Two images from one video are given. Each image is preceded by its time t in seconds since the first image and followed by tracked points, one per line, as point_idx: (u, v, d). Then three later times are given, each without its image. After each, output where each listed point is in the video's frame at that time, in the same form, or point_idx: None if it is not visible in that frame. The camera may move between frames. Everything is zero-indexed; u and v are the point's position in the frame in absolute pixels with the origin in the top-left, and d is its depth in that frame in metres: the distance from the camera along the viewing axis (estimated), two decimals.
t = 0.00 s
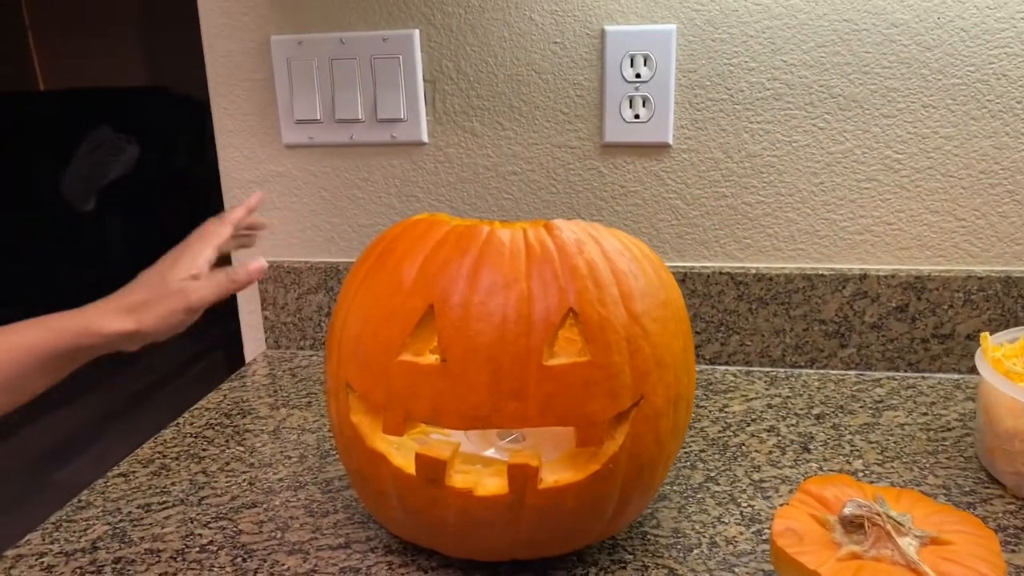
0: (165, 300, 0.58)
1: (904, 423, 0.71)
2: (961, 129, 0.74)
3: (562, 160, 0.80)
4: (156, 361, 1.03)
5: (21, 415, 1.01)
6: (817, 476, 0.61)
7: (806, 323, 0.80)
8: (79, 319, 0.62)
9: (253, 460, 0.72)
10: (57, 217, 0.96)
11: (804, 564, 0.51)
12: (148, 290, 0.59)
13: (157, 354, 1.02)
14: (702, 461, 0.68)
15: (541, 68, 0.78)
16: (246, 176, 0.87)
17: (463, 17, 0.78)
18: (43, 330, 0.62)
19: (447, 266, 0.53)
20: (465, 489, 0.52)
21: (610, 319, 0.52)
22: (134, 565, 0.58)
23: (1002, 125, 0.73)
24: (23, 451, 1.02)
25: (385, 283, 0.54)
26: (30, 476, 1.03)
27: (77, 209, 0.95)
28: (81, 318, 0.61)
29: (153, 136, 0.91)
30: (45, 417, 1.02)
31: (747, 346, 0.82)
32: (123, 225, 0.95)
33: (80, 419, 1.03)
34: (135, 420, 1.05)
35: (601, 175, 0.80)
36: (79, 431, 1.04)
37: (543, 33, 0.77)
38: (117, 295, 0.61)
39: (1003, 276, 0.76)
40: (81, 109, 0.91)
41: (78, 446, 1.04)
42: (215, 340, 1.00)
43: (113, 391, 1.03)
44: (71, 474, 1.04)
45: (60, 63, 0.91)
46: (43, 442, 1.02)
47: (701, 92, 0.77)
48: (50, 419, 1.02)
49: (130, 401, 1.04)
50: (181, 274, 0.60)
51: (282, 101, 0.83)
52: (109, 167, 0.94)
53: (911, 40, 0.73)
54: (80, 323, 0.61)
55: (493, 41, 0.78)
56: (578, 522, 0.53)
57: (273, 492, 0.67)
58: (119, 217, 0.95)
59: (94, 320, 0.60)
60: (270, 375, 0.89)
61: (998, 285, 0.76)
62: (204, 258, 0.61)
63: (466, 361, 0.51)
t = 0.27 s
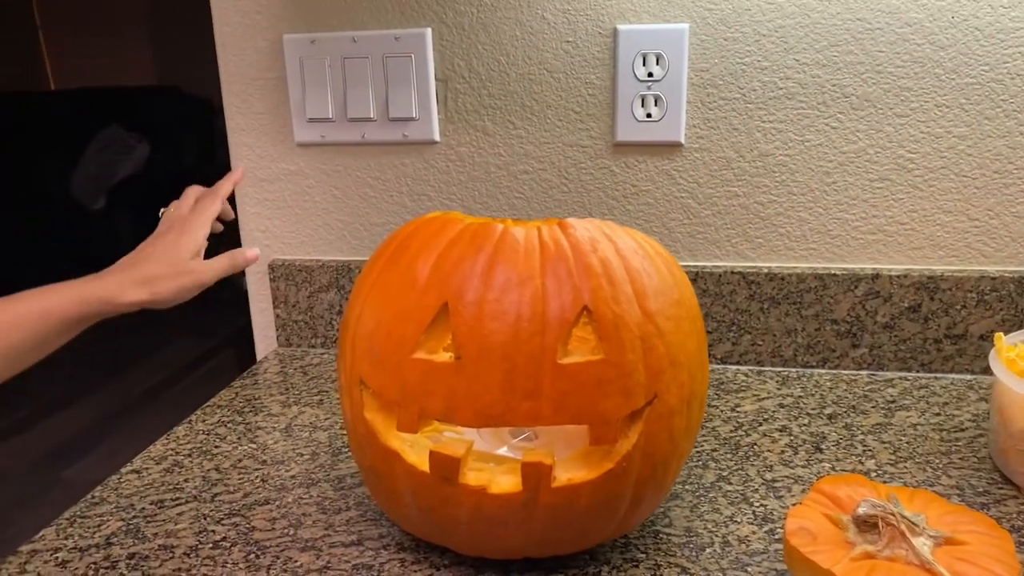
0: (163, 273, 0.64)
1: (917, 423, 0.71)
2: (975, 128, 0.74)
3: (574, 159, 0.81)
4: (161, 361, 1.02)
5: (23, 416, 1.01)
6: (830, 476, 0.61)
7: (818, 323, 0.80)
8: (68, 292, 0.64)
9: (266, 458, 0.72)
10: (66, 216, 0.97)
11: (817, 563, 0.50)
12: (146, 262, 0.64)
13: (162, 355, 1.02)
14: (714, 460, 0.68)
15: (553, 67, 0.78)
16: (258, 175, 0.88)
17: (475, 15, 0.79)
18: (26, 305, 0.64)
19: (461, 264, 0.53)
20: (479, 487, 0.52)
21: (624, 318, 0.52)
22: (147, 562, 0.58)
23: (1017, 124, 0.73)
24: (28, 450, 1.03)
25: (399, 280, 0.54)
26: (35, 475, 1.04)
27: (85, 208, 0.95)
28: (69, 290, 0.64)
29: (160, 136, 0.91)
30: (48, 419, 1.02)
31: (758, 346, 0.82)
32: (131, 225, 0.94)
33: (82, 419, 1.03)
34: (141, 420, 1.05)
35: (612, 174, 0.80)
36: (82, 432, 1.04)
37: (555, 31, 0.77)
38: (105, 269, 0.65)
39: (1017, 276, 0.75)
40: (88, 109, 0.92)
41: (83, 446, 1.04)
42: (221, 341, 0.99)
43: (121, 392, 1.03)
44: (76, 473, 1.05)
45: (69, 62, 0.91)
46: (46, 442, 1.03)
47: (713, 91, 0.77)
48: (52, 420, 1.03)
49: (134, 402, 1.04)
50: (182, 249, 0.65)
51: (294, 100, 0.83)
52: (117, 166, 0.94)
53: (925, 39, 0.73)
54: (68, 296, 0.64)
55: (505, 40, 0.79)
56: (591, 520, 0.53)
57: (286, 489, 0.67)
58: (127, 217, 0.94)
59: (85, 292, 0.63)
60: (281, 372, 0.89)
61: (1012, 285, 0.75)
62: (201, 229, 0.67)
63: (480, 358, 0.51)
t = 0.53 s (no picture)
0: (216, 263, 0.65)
1: (931, 422, 0.71)
2: (990, 125, 0.73)
3: (585, 155, 0.80)
4: (171, 357, 1.01)
5: (26, 417, 0.98)
6: (844, 474, 0.61)
7: (830, 321, 0.80)
8: (105, 272, 0.60)
9: (277, 454, 0.72)
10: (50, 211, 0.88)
11: (832, 561, 0.50)
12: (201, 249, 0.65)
13: (172, 351, 1.01)
14: (727, 458, 0.67)
15: (565, 63, 0.78)
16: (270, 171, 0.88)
17: (487, 12, 0.78)
18: (47, 280, 0.59)
19: (475, 260, 0.53)
20: (492, 483, 0.51)
21: (638, 314, 0.52)
22: (160, 557, 0.58)
23: None
24: (33, 450, 1.00)
25: (413, 276, 0.54)
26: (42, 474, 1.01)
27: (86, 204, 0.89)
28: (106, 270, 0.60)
29: (175, 133, 0.87)
30: (58, 417, 1.00)
31: (771, 344, 0.81)
32: (143, 223, 0.90)
33: (89, 419, 1.01)
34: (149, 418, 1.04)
35: (624, 170, 0.80)
36: (90, 430, 1.02)
37: (567, 27, 0.77)
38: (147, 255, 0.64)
39: None
40: (99, 105, 0.86)
41: (90, 443, 1.02)
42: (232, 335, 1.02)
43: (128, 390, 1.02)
44: (84, 471, 1.03)
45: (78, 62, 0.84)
46: (51, 441, 1.00)
47: (726, 87, 0.76)
48: (61, 418, 1.00)
49: (144, 399, 1.02)
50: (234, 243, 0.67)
51: (306, 97, 0.84)
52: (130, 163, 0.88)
53: (940, 34, 0.72)
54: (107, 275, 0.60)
55: (517, 36, 0.78)
56: (605, 517, 0.53)
57: (297, 485, 0.67)
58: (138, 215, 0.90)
59: (126, 273, 0.60)
60: (292, 369, 0.89)
61: None
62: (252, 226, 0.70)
63: (493, 354, 0.51)
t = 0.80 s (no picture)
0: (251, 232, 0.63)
1: (937, 421, 0.70)
2: (997, 122, 0.73)
3: (590, 153, 0.80)
4: (176, 356, 1.02)
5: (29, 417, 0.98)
6: (850, 473, 0.60)
7: (835, 320, 0.79)
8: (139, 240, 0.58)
9: (281, 452, 0.72)
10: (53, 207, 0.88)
11: (837, 560, 0.50)
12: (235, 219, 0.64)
13: (177, 350, 1.02)
14: (731, 456, 0.67)
15: (570, 61, 0.78)
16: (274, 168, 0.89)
17: (491, 9, 0.78)
18: (80, 251, 0.56)
19: (479, 258, 0.52)
20: (495, 482, 0.51)
21: (643, 312, 0.52)
22: (163, 555, 0.58)
23: None
24: (39, 448, 0.99)
25: (416, 274, 0.54)
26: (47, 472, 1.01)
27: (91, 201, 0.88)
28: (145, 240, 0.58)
29: (180, 130, 0.88)
30: (63, 414, 1.00)
31: (776, 342, 0.81)
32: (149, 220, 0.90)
33: (93, 417, 1.02)
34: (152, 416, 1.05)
35: (629, 168, 0.80)
36: (95, 428, 1.02)
37: (571, 24, 0.77)
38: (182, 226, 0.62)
39: None
40: (103, 103, 0.86)
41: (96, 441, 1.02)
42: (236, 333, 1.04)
43: (133, 388, 1.02)
44: (88, 470, 1.03)
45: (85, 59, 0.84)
46: (53, 441, 1.00)
47: (731, 85, 0.76)
48: (67, 416, 1.00)
49: (149, 397, 1.03)
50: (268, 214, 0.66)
51: (310, 95, 0.84)
52: (135, 160, 0.88)
53: (947, 31, 0.72)
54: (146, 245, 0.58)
55: (521, 33, 0.78)
56: (609, 516, 0.53)
57: (301, 483, 0.67)
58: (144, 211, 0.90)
59: (167, 241, 0.59)
60: (297, 367, 0.90)
61: None
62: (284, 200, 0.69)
63: (496, 352, 0.50)
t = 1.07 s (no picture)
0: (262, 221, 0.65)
1: (943, 419, 0.70)
2: (1003, 121, 0.73)
3: (596, 152, 0.80)
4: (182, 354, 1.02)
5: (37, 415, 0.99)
6: (857, 471, 0.61)
7: (842, 319, 0.80)
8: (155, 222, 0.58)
9: (289, 450, 0.73)
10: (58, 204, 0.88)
11: (845, 558, 0.50)
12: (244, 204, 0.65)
13: (182, 347, 1.01)
14: (738, 455, 0.67)
15: (577, 60, 0.78)
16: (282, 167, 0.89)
17: (498, 9, 0.78)
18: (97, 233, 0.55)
19: (488, 257, 0.53)
20: (504, 479, 0.52)
21: (651, 310, 0.52)
22: (173, 552, 0.59)
23: None
24: (45, 445, 1.00)
25: (425, 272, 0.54)
26: (56, 468, 1.02)
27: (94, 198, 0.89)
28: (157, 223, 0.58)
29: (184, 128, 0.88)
30: (70, 412, 1.00)
31: (782, 341, 0.81)
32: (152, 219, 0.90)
33: (99, 415, 1.02)
34: (158, 415, 1.04)
35: (635, 167, 0.80)
36: (101, 425, 1.02)
37: (578, 24, 0.77)
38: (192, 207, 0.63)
39: None
40: (109, 103, 0.86)
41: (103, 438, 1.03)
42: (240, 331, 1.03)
43: (138, 387, 1.02)
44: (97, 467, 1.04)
45: (91, 59, 0.85)
46: (62, 437, 1.01)
47: (737, 84, 0.76)
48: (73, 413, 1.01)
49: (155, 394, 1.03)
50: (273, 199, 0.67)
51: (317, 94, 0.84)
52: (139, 158, 0.89)
53: (953, 31, 0.72)
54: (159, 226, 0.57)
55: (528, 33, 0.78)
56: (617, 514, 0.53)
57: (309, 480, 0.68)
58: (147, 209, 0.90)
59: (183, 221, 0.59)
60: (304, 365, 0.90)
61: None
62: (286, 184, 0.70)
63: (506, 350, 0.51)
